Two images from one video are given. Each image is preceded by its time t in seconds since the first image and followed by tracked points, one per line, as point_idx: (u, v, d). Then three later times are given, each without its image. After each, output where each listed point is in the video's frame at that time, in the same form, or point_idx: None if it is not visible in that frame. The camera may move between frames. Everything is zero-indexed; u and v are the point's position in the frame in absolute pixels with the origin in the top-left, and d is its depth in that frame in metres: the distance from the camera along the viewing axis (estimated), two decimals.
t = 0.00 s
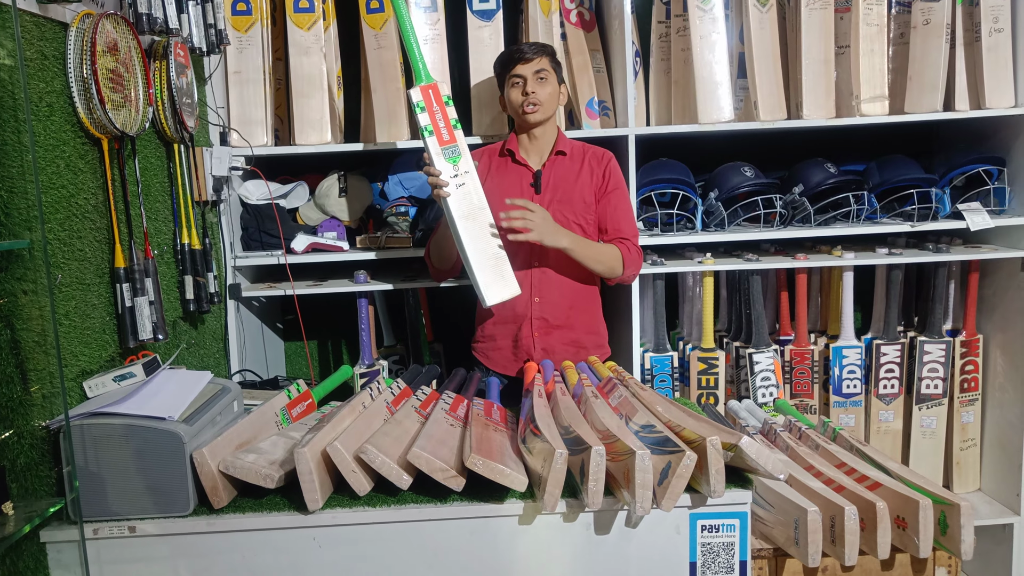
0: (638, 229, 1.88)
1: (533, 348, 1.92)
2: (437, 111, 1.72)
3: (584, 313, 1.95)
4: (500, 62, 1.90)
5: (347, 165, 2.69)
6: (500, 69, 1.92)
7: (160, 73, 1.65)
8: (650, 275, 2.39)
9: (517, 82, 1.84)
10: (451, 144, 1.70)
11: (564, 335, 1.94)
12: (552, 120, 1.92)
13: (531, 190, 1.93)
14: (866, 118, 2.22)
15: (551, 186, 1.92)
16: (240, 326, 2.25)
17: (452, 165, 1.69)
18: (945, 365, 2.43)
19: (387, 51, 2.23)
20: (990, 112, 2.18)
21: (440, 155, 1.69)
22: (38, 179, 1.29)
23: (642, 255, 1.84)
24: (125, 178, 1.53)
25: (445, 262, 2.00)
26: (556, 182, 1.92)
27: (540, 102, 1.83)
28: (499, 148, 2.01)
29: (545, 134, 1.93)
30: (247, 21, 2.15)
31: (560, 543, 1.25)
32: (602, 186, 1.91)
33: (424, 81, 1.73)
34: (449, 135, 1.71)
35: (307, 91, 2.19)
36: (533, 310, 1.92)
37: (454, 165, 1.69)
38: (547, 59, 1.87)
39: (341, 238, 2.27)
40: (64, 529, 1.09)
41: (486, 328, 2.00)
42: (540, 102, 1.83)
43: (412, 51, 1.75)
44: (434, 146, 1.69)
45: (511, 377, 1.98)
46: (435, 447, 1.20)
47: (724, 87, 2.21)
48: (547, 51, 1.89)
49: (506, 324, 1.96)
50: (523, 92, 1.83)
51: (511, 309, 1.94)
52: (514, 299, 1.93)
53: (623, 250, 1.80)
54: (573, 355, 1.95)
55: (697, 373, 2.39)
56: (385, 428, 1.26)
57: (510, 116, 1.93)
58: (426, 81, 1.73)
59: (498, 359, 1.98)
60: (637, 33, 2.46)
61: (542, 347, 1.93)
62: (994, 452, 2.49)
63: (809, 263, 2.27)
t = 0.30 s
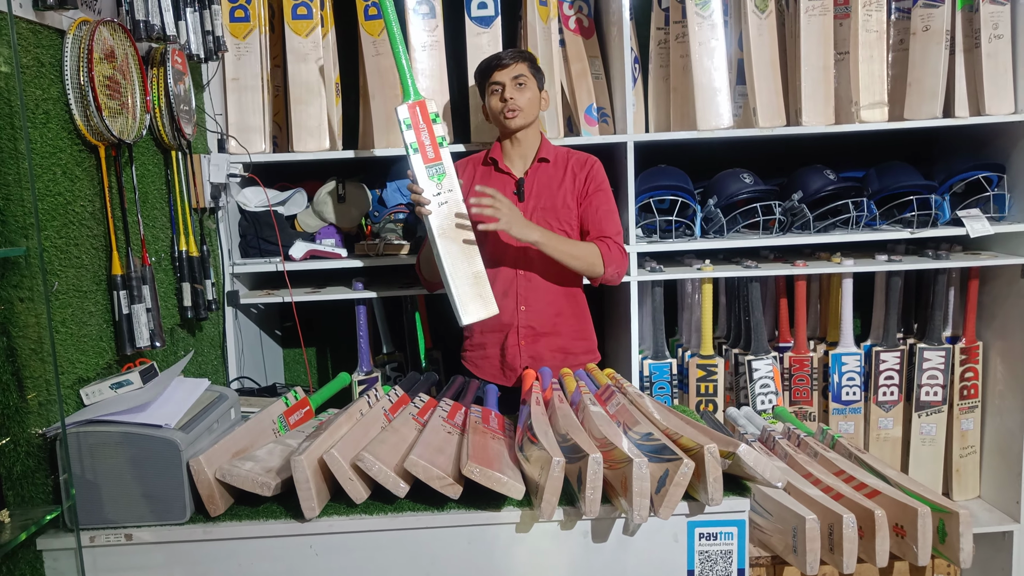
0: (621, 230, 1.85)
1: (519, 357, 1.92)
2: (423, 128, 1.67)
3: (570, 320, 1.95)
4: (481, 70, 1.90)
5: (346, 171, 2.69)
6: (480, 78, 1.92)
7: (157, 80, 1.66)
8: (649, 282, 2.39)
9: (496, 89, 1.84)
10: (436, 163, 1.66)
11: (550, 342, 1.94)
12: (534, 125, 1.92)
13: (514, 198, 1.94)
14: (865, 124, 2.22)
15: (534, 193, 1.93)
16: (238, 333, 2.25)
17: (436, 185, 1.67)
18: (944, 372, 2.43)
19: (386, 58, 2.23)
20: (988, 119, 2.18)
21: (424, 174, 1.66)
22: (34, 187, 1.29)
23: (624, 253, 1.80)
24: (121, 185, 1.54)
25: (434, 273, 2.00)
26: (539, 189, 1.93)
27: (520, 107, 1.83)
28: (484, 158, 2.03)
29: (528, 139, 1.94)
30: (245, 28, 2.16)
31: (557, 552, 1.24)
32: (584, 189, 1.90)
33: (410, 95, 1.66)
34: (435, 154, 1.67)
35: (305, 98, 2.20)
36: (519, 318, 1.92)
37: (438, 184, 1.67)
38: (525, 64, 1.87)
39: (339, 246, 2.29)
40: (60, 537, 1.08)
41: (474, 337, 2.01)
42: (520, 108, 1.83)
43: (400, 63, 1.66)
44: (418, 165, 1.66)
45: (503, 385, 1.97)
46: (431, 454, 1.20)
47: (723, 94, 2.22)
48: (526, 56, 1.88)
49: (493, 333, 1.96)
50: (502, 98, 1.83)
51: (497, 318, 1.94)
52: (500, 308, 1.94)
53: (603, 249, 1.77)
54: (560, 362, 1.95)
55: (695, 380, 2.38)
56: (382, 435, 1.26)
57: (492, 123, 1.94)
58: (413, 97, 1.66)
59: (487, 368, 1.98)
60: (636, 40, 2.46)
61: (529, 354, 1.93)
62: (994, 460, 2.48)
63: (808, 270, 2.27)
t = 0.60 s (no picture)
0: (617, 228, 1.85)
1: (510, 357, 1.92)
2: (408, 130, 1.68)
3: (561, 319, 1.95)
4: (467, 71, 1.90)
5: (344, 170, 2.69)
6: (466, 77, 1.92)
7: (154, 79, 1.66)
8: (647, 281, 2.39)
9: (481, 89, 1.84)
10: (419, 165, 1.67)
11: (542, 341, 1.94)
12: (521, 123, 1.92)
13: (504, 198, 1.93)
14: (863, 122, 2.21)
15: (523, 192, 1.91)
16: (236, 331, 2.25)
17: (419, 187, 1.67)
18: (943, 371, 2.43)
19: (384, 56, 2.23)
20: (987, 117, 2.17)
21: (407, 176, 1.67)
22: (31, 186, 1.29)
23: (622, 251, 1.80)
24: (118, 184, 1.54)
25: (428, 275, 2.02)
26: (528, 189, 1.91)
27: (505, 108, 1.83)
28: (473, 158, 2.02)
29: (516, 140, 1.94)
30: (243, 27, 2.16)
31: (554, 551, 1.24)
32: (577, 188, 1.91)
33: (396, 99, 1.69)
34: (417, 155, 1.68)
35: (303, 97, 2.20)
36: (510, 318, 1.92)
37: (420, 187, 1.67)
38: (510, 63, 1.85)
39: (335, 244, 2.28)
40: (57, 536, 1.09)
41: (465, 337, 2.01)
42: (505, 108, 1.83)
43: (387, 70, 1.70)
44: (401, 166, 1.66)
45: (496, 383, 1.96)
46: (428, 453, 1.20)
47: (721, 93, 2.21)
48: (511, 54, 1.87)
49: (484, 332, 1.96)
50: (487, 99, 1.82)
51: (488, 318, 1.94)
52: (490, 308, 1.94)
53: (605, 247, 1.76)
54: (552, 361, 1.95)
55: (694, 379, 2.38)
56: (379, 434, 1.26)
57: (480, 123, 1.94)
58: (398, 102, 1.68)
59: (479, 368, 1.99)
60: (634, 38, 2.46)
61: (520, 354, 1.92)
62: (993, 458, 2.48)
63: (807, 269, 2.27)
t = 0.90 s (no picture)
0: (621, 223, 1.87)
1: (516, 345, 1.92)
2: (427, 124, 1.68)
3: (567, 309, 1.95)
4: (470, 58, 1.88)
5: (349, 160, 2.69)
6: (469, 64, 1.90)
7: (160, 68, 1.65)
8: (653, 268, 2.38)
9: (485, 77, 1.82)
10: (435, 160, 1.67)
11: (547, 330, 1.93)
12: (525, 112, 1.90)
13: (508, 186, 1.92)
14: (870, 110, 2.19)
15: (529, 181, 1.91)
16: (242, 320, 2.25)
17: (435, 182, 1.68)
18: (950, 358, 2.41)
19: (388, 45, 2.22)
20: (995, 104, 2.15)
21: (422, 169, 1.67)
22: (37, 175, 1.29)
23: (625, 249, 1.83)
24: (124, 173, 1.53)
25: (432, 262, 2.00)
26: (533, 178, 1.91)
27: (509, 96, 1.82)
28: (476, 146, 2.00)
29: (519, 128, 1.91)
30: (248, 16, 2.15)
31: (560, 538, 1.24)
32: (582, 180, 1.90)
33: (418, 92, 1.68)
34: (434, 150, 1.67)
35: (308, 86, 2.19)
36: (516, 307, 1.91)
37: (434, 181, 1.68)
38: (514, 50, 1.84)
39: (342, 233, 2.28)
40: (64, 523, 1.10)
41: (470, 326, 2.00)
42: (509, 96, 1.82)
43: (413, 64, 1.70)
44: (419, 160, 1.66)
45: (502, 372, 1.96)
46: (433, 440, 1.20)
47: (725, 80, 2.20)
48: (515, 41, 1.85)
49: (490, 321, 1.96)
50: (491, 87, 1.81)
51: (493, 306, 1.94)
52: (496, 296, 1.93)
53: (608, 246, 1.79)
54: (557, 350, 1.95)
55: (699, 366, 2.38)
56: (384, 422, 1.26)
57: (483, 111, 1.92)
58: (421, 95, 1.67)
59: (484, 357, 1.98)
60: (639, 26, 2.44)
61: (526, 343, 1.92)
62: (1000, 445, 2.47)
63: (813, 256, 2.26)
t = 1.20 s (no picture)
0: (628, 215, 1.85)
1: (524, 339, 1.92)
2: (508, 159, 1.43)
3: (575, 302, 1.94)
4: (478, 51, 1.86)
5: (355, 154, 2.69)
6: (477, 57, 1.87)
7: (166, 63, 1.65)
8: (660, 262, 2.38)
9: (495, 73, 1.80)
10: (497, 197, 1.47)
11: (555, 324, 1.93)
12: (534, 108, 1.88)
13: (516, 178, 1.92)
14: (877, 103, 2.17)
15: (537, 174, 1.91)
16: (249, 315, 2.26)
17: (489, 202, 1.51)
18: (958, 352, 2.40)
19: (394, 39, 2.21)
20: (1003, 97, 2.13)
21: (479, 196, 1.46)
22: (44, 170, 1.29)
23: (633, 239, 1.81)
24: (131, 167, 1.53)
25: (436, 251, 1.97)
26: (541, 170, 1.91)
27: (519, 93, 1.79)
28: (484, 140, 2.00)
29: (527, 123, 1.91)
30: (254, 10, 2.15)
31: (566, 532, 1.25)
32: (589, 172, 1.89)
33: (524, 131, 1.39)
34: (502, 186, 1.46)
35: (314, 80, 2.19)
36: (524, 300, 1.91)
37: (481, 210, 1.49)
38: (523, 45, 1.82)
39: (349, 227, 2.25)
40: (73, 517, 1.10)
41: (478, 320, 2.00)
42: (519, 92, 1.79)
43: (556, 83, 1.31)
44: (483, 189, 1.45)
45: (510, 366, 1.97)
46: (439, 435, 1.20)
47: (731, 73, 2.18)
48: (524, 36, 1.84)
49: (498, 315, 1.95)
50: (501, 83, 1.79)
51: (501, 300, 1.94)
52: (504, 290, 1.93)
53: (615, 236, 1.78)
54: (566, 344, 1.94)
55: (706, 361, 2.37)
56: (390, 417, 1.26)
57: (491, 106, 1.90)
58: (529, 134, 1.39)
59: (493, 351, 1.98)
60: (645, 19, 2.42)
61: (534, 337, 1.92)
62: (1008, 440, 2.46)
63: (820, 250, 2.25)
